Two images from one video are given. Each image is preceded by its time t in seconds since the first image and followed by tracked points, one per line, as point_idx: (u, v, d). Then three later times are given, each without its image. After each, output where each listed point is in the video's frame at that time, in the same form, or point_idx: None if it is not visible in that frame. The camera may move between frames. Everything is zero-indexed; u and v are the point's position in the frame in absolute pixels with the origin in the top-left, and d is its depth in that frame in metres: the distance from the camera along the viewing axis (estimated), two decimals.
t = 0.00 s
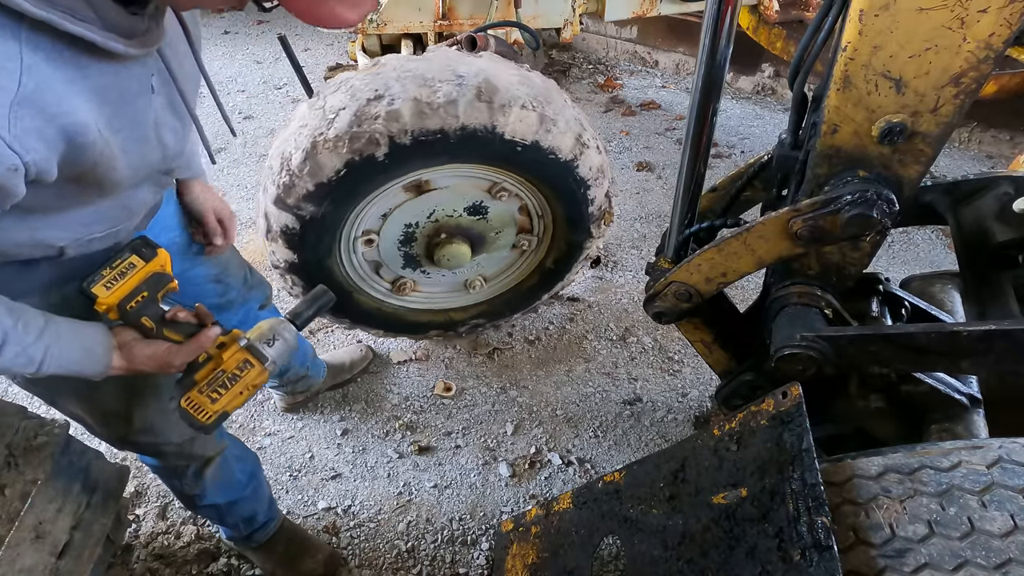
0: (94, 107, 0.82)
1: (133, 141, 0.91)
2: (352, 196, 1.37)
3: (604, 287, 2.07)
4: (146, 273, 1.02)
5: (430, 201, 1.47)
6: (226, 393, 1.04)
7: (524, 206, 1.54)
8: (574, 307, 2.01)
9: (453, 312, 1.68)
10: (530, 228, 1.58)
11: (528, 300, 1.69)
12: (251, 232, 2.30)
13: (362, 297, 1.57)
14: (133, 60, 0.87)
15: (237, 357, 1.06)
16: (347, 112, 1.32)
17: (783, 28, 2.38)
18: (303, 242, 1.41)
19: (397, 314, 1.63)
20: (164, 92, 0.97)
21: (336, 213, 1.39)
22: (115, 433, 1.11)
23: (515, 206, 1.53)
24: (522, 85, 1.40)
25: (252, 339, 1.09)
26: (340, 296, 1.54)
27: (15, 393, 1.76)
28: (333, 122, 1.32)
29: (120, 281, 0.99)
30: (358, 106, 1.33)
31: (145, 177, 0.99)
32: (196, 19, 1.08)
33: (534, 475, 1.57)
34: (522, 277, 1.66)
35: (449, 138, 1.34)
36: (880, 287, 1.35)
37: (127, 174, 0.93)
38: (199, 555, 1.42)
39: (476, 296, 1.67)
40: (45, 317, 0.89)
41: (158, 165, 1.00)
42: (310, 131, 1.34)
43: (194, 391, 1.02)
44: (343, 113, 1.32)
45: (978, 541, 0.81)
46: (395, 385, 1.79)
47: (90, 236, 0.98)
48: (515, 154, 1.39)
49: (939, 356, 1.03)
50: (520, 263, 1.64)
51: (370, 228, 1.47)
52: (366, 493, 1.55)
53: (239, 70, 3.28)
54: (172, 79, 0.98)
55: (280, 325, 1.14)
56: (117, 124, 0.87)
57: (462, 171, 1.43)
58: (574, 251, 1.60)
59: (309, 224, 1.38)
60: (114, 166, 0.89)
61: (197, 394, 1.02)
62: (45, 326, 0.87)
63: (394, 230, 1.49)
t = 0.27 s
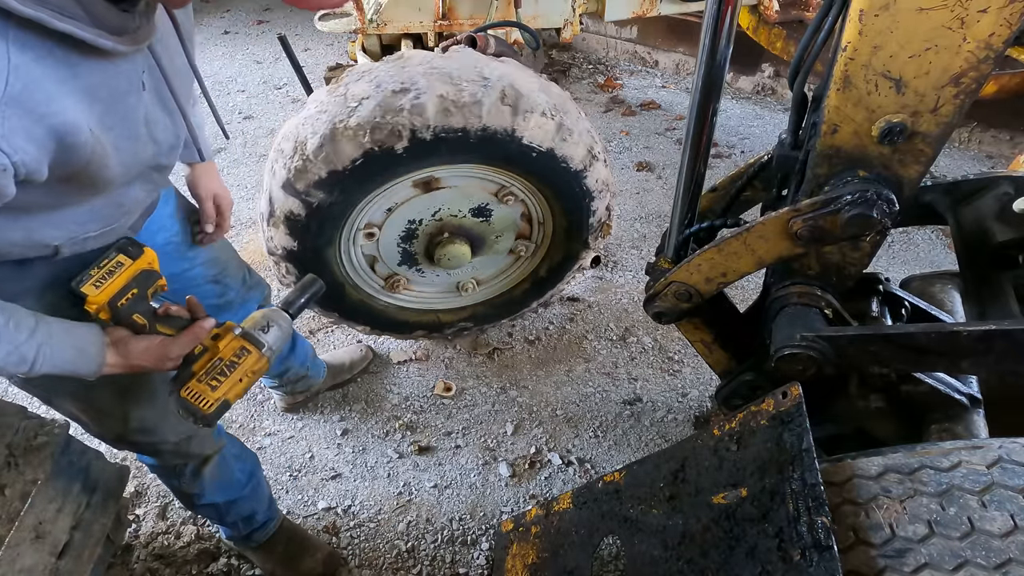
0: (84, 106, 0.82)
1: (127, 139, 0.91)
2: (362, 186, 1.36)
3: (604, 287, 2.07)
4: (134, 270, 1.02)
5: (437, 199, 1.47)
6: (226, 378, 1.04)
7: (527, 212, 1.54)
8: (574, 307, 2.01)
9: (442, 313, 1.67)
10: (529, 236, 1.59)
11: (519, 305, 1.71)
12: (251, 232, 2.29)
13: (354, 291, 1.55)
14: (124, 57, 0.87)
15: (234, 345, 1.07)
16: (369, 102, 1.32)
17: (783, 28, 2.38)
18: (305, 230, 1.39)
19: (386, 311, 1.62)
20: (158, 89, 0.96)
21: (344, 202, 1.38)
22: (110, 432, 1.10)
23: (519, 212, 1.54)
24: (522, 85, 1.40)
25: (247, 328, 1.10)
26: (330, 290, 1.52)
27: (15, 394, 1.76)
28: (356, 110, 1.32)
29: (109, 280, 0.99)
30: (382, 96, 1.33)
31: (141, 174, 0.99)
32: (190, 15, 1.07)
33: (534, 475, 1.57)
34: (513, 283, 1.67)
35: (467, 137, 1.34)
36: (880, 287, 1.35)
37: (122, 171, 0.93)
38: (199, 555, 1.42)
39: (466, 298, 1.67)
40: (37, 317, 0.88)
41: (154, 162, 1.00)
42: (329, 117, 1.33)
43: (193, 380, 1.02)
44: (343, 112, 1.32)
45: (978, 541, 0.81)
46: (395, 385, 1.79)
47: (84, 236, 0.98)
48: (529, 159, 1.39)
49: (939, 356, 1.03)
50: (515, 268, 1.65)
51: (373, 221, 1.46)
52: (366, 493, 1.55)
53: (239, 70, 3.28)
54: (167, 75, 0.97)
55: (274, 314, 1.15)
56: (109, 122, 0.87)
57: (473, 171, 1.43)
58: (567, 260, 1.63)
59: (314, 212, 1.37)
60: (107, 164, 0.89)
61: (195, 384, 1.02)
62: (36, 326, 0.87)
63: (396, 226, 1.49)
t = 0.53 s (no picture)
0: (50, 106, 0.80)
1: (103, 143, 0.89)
2: (376, 176, 1.35)
3: (604, 287, 2.07)
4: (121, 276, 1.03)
5: (445, 198, 1.47)
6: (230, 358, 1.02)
7: (529, 218, 1.55)
8: (574, 307, 2.01)
9: (431, 313, 1.66)
10: (528, 243, 1.60)
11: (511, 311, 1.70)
12: (251, 232, 2.29)
13: (346, 285, 1.54)
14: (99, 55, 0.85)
15: (233, 326, 1.06)
16: (394, 93, 1.31)
17: (783, 29, 2.38)
18: (309, 218, 1.37)
19: (375, 308, 1.60)
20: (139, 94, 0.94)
21: (354, 192, 1.37)
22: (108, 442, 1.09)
23: (522, 219, 1.54)
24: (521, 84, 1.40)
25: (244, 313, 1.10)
26: (320, 283, 1.49)
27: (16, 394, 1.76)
28: (380, 100, 1.31)
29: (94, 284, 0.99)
30: (408, 89, 1.32)
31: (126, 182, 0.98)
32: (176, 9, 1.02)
33: (534, 475, 1.57)
34: (504, 290, 1.67)
35: (487, 139, 1.34)
36: (880, 287, 1.35)
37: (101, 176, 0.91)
38: (199, 555, 1.42)
39: (457, 300, 1.66)
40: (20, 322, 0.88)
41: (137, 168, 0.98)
42: (351, 104, 1.32)
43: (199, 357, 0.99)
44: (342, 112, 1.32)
45: (978, 541, 0.81)
46: (395, 385, 1.79)
47: (73, 246, 0.97)
48: (541, 166, 1.40)
49: (939, 356, 1.03)
50: (508, 274, 1.65)
51: (378, 214, 1.44)
52: (366, 493, 1.55)
53: (239, 70, 3.28)
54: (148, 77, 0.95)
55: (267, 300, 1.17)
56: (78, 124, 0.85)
57: (484, 173, 1.43)
58: (561, 270, 1.64)
59: (321, 199, 1.35)
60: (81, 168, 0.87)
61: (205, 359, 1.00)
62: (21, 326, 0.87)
63: (400, 221, 1.48)
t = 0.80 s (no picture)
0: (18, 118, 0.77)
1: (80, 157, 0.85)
2: (390, 166, 1.34)
3: (604, 287, 2.07)
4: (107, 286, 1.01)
5: (452, 197, 1.47)
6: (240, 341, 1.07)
7: (529, 224, 1.57)
8: (574, 307, 2.01)
9: (420, 313, 1.66)
10: (525, 249, 1.61)
11: (501, 314, 1.71)
12: (251, 231, 2.29)
13: (339, 278, 1.52)
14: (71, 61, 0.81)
15: (231, 317, 1.12)
16: (422, 88, 1.33)
17: (783, 28, 2.38)
18: (318, 205, 1.36)
19: (365, 304, 1.59)
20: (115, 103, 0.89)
21: (366, 182, 1.36)
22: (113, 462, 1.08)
23: (522, 224, 1.56)
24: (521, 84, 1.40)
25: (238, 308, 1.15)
26: (313, 274, 1.47)
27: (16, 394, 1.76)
28: (406, 93, 1.32)
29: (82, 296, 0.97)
30: (435, 85, 1.33)
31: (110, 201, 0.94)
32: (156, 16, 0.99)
33: (534, 475, 1.57)
34: (494, 295, 1.67)
35: (503, 141, 1.35)
36: (880, 287, 1.35)
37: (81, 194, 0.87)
38: (199, 555, 1.42)
39: (448, 301, 1.66)
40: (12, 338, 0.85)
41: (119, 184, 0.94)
42: (376, 94, 1.32)
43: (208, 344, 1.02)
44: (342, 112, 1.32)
45: (978, 541, 0.81)
46: (395, 385, 1.79)
47: (63, 265, 0.95)
48: (553, 174, 1.42)
49: (939, 356, 1.03)
50: (500, 278, 1.66)
51: (383, 207, 1.44)
52: (366, 493, 1.55)
53: (239, 70, 3.28)
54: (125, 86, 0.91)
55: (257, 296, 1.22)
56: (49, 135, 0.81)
57: (495, 176, 1.44)
58: (554, 278, 1.66)
59: (331, 186, 1.34)
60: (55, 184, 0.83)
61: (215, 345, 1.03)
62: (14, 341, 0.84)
63: (404, 217, 1.48)
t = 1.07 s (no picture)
0: None
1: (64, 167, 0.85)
2: (406, 157, 1.34)
3: (604, 287, 2.07)
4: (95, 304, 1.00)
5: (459, 197, 1.48)
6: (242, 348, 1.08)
7: (528, 231, 1.58)
8: (574, 307, 2.01)
9: (409, 314, 1.64)
10: (521, 257, 1.63)
11: (488, 321, 1.70)
12: (251, 231, 2.30)
13: (335, 273, 1.50)
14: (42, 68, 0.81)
15: (230, 326, 1.12)
16: (449, 86, 1.35)
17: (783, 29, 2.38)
18: (329, 193, 1.35)
19: (358, 299, 1.56)
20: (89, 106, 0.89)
21: (380, 173, 1.36)
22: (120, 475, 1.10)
23: (521, 231, 1.58)
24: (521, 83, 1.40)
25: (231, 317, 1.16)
26: (309, 266, 1.44)
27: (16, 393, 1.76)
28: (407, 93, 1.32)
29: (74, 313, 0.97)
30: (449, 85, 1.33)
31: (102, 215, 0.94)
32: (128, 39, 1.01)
33: (534, 475, 1.57)
34: (484, 300, 1.67)
35: (520, 148, 1.37)
36: (880, 287, 1.35)
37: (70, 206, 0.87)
38: (199, 555, 1.42)
39: (438, 303, 1.65)
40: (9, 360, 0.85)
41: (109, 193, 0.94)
42: (402, 86, 1.34)
43: (210, 354, 1.03)
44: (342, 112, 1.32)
45: (978, 541, 0.81)
46: (395, 385, 1.79)
47: (56, 288, 0.95)
48: (563, 183, 1.44)
49: (939, 355, 1.03)
50: (492, 283, 1.66)
51: (390, 201, 1.43)
52: (366, 493, 1.55)
53: (239, 70, 3.28)
54: (92, 87, 0.91)
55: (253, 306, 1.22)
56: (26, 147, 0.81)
57: (505, 179, 1.45)
58: (546, 287, 1.67)
59: (343, 174, 1.34)
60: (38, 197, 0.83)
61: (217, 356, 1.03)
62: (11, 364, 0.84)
63: (409, 214, 1.47)
